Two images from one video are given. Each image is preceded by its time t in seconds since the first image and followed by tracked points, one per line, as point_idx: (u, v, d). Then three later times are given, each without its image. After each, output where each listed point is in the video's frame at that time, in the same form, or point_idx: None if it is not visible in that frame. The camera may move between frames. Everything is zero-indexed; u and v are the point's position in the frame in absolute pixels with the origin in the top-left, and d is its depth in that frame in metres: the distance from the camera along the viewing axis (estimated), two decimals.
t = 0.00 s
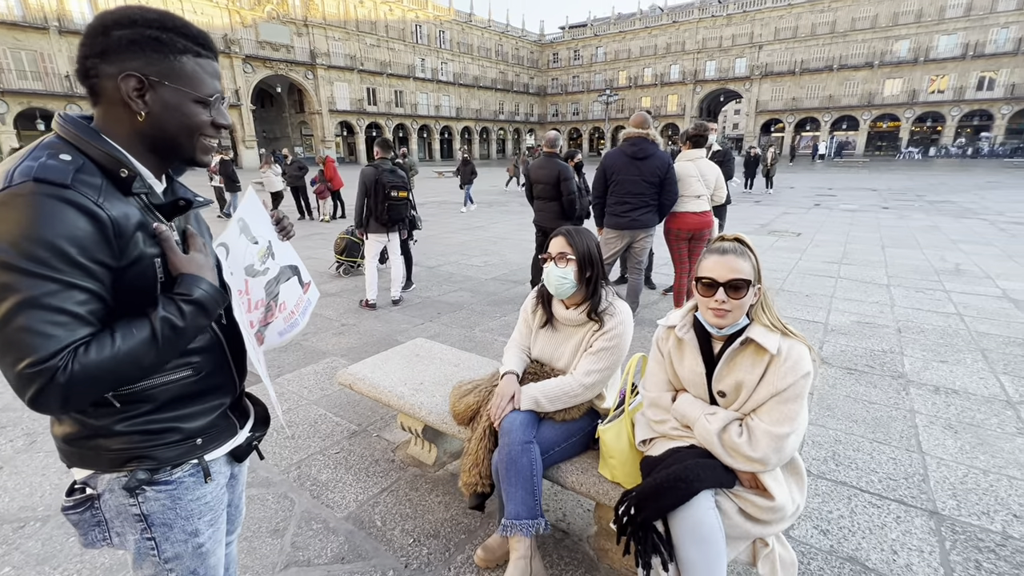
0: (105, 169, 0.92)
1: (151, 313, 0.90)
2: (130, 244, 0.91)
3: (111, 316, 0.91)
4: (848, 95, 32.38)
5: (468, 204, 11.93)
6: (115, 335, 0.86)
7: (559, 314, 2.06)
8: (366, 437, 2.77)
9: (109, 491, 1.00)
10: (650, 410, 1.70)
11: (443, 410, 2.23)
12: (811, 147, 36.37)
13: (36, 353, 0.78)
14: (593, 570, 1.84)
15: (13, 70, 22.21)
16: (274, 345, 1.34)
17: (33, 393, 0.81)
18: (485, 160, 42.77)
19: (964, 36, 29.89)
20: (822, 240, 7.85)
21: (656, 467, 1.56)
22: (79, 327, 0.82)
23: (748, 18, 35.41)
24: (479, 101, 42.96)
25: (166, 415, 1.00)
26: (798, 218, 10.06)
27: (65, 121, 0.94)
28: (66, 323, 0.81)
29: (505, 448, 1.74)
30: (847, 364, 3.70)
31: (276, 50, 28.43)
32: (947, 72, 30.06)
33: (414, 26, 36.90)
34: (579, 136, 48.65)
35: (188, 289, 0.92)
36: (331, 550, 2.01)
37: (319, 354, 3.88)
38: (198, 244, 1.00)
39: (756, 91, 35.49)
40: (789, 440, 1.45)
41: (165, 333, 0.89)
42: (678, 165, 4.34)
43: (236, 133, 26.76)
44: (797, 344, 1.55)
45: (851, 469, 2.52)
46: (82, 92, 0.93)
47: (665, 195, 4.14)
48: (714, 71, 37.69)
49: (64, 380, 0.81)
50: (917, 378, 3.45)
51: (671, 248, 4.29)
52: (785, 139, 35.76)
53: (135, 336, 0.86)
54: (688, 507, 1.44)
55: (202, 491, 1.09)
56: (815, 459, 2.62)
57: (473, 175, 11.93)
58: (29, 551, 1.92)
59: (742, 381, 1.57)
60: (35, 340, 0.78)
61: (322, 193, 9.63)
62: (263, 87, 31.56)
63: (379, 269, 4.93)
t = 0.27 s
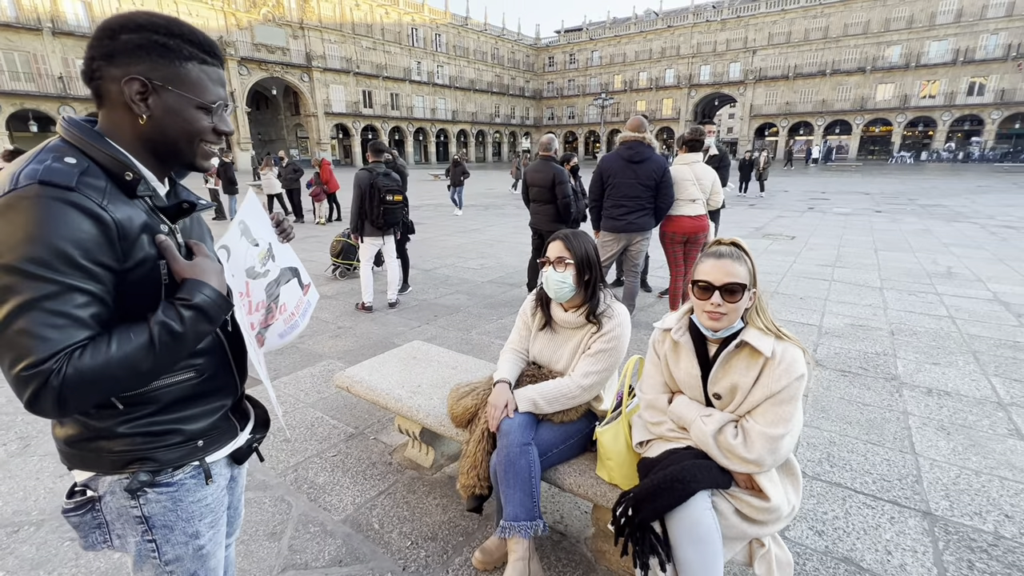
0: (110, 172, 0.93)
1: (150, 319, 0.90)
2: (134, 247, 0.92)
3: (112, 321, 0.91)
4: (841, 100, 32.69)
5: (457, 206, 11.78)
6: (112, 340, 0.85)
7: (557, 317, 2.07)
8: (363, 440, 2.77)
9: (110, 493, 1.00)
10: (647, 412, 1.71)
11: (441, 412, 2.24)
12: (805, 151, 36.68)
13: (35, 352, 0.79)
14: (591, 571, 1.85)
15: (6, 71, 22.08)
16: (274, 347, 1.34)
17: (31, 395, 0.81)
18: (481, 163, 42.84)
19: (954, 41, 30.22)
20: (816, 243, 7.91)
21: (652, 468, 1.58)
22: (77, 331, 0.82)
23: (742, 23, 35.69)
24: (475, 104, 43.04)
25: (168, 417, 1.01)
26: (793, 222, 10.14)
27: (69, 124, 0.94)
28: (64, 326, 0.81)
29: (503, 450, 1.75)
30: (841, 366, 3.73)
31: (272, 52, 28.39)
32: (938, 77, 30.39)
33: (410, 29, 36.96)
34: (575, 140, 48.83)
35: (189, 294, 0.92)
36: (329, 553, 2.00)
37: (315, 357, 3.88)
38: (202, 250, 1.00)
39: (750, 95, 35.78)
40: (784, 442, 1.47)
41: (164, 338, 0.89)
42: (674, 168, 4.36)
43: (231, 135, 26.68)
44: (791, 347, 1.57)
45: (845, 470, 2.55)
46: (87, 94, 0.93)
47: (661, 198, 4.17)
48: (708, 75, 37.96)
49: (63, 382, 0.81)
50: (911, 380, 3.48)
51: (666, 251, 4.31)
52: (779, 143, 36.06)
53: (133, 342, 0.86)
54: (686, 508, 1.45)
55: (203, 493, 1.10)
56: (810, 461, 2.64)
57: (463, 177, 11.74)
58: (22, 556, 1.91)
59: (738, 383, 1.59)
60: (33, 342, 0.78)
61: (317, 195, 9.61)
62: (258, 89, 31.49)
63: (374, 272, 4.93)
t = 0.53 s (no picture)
0: (113, 174, 0.94)
1: (152, 323, 0.90)
2: (137, 249, 0.93)
3: (113, 325, 0.91)
4: (836, 103, 32.89)
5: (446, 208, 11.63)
6: (113, 343, 0.86)
7: (555, 319, 2.08)
8: (361, 442, 2.77)
9: (111, 494, 1.01)
10: (646, 413, 1.72)
11: (439, 413, 2.24)
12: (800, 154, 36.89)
13: (37, 356, 0.79)
14: (589, 572, 1.86)
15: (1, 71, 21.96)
16: (274, 348, 1.34)
17: (31, 397, 0.81)
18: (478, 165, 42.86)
19: (948, 45, 30.46)
20: (812, 246, 7.95)
21: (652, 469, 1.59)
22: (79, 334, 0.82)
23: (738, 27, 35.89)
24: (472, 106, 43.09)
25: (170, 418, 1.01)
26: (789, 224, 10.19)
27: (74, 127, 0.95)
28: (65, 330, 0.81)
29: (502, 451, 1.75)
30: (837, 368, 3.75)
31: (268, 54, 28.36)
32: (932, 81, 30.63)
33: (407, 31, 36.99)
34: (572, 142, 48.95)
35: (192, 298, 0.92)
36: (327, 555, 2.00)
37: (312, 359, 3.87)
38: (204, 254, 1.00)
39: (746, 98, 35.97)
40: (782, 443, 1.48)
41: (165, 342, 0.89)
42: (672, 171, 4.39)
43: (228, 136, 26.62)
44: (789, 349, 1.58)
45: (841, 471, 2.56)
46: (95, 97, 0.94)
47: (659, 201, 4.19)
48: (704, 78, 38.14)
49: (63, 385, 0.81)
50: (906, 382, 3.51)
51: (663, 253, 4.34)
52: (774, 145, 36.27)
53: (134, 345, 0.87)
54: (683, 508, 1.46)
55: (204, 494, 1.10)
56: (806, 461, 2.66)
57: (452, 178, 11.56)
58: (17, 560, 1.89)
59: (736, 386, 1.60)
60: (35, 345, 0.79)
61: (313, 197, 9.59)
62: (255, 91, 31.43)
63: (371, 273, 4.93)
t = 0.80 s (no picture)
0: (114, 175, 0.94)
1: (151, 325, 0.90)
2: (138, 250, 0.93)
3: (113, 326, 0.91)
4: (833, 105, 33.06)
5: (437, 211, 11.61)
6: (113, 344, 0.86)
7: (552, 321, 2.08)
8: (359, 443, 2.77)
9: (109, 496, 1.01)
10: (644, 413, 1.73)
11: (437, 414, 2.25)
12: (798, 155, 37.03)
13: (36, 356, 0.79)
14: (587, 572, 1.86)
15: None
16: (272, 349, 1.34)
17: (29, 398, 0.81)
18: (476, 167, 42.93)
19: (944, 48, 30.62)
20: (809, 247, 7.98)
21: (650, 469, 1.59)
22: (78, 335, 0.82)
23: (735, 29, 36.04)
24: (470, 108, 43.15)
25: (169, 418, 1.01)
26: (786, 226, 10.23)
27: (74, 128, 0.95)
28: (65, 330, 0.81)
29: (500, 452, 1.75)
30: (834, 369, 3.77)
31: (267, 54, 28.34)
32: (928, 84, 30.79)
33: (405, 32, 37.00)
34: (570, 143, 49.03)
35: (193, 301, 0.92)
36: (325, 556, 2.00)
37: (310, 360, 3.86)
38: (203, 255, 1.01)
39: (744, 100, 36.13)
40: (779, 444, 1.49)
41: (164, 344, 0.89)
42: (670, 172, 4.40)
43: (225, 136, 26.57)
44: (786, 349, 1.59)
45: (838, 472, 2.57)
46: (97, 99, 0.94)
47: (657, 202, 4.19)
48: (702, 80, 38.27)
49: (59, 386, 0.81)
50: (902, 383, 3.52)
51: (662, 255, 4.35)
52: (772, 147, 36.44)
53: (134, 347, 0.87)
54: (682, 509, 1.46)
55: (203, 495, 1.10)
56: (804, 463, 2.67)
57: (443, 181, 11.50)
58: (14, 561, 1.89)
59: (733, 386, 1.61)
60: (34, 346, 0.79)
61: (311, 198, 9.57)
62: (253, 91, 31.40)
63: (368, 275, 4.93)
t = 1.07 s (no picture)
0: (109, 174, 0.93)
1: (148, 325, 0.89)
2: (135, 250, 0.93)
3: (109, 328, 0.91)
4: (831, 107, 33.14)
5: (430, 212, 11.55)
6: (108, 344, 0.86)
7: (549, 323, 2.08)
8: (357, 444, 2.76)
9: (104, 496, 1.00)
10: (642, 414, 1.73)
11: (435, 414, 2.24)
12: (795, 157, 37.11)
13: (31, 356, 0.79)
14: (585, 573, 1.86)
15: None
16: (268, 350, 1.33)
17: (23, 399, 0.80)
18: (474, 167, 42.92)
19: (941, 50, 30.71)
20: (807, 249, 7.99)
21: (649, 470, 1.59)
22: (73, 335, 0.82)
23: (733, 31, 36.11)
24: (469, 108, 43.15)
25: (164, 419, 1.00)
26: (784, 227, 10.25)
27: (69, 127, 0.94)
28: (60, 330, 0.81)
29: (496, 453, 1.75)
30: (832, 370, 3.77)
31: (265, 55, 28.30)
32: (925, 86, 30.87)
33: (404, 32, 36.98)
34: (568, 144, 49.08)
35: (188, 302, 0.91)
36: (322, 557, 1.99)
37: (308, 361, 3.85)
38: (199, 253, 1.01)
39: (742, 102, 36.22)
40: (778, 444, 1.48)
41: (159, 344, 0.88)
42: (669, 173, 4.39)
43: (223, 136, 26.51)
44: (784, 350, 1.59)
45: (836, 473, 2.57)
46: (92, 98, 0.93)
47: (656, 203, 4.19)
48: (700, 81, 38.33)
49: (52, 387, 0.80)
50: (900, 384, 3.53)
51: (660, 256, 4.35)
52: (769, 149, 36.54)
53: (129, 347, 0.86)
54: (681, 510, 1.46)
55: (199, 496, 1.09)
56: (802, 463, 2.67)
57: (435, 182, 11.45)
58: (10, 562, 1.88)
59: (731, 387, 1.60)
60: (28, 346, 0.78)
61: (308, 199, 9.56)
62: (251, 91, 31.32)
63: (366, 275, 4.92)
